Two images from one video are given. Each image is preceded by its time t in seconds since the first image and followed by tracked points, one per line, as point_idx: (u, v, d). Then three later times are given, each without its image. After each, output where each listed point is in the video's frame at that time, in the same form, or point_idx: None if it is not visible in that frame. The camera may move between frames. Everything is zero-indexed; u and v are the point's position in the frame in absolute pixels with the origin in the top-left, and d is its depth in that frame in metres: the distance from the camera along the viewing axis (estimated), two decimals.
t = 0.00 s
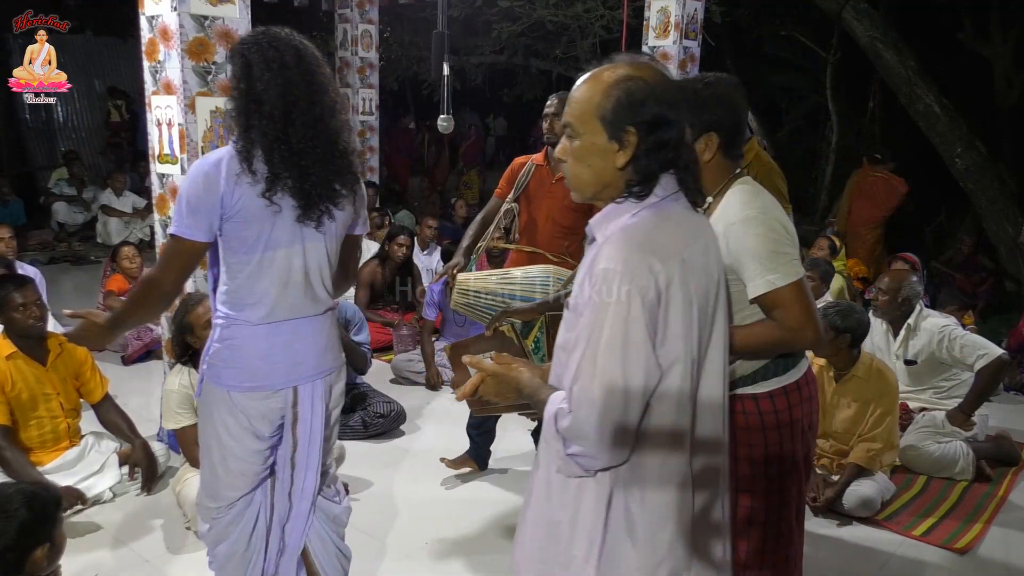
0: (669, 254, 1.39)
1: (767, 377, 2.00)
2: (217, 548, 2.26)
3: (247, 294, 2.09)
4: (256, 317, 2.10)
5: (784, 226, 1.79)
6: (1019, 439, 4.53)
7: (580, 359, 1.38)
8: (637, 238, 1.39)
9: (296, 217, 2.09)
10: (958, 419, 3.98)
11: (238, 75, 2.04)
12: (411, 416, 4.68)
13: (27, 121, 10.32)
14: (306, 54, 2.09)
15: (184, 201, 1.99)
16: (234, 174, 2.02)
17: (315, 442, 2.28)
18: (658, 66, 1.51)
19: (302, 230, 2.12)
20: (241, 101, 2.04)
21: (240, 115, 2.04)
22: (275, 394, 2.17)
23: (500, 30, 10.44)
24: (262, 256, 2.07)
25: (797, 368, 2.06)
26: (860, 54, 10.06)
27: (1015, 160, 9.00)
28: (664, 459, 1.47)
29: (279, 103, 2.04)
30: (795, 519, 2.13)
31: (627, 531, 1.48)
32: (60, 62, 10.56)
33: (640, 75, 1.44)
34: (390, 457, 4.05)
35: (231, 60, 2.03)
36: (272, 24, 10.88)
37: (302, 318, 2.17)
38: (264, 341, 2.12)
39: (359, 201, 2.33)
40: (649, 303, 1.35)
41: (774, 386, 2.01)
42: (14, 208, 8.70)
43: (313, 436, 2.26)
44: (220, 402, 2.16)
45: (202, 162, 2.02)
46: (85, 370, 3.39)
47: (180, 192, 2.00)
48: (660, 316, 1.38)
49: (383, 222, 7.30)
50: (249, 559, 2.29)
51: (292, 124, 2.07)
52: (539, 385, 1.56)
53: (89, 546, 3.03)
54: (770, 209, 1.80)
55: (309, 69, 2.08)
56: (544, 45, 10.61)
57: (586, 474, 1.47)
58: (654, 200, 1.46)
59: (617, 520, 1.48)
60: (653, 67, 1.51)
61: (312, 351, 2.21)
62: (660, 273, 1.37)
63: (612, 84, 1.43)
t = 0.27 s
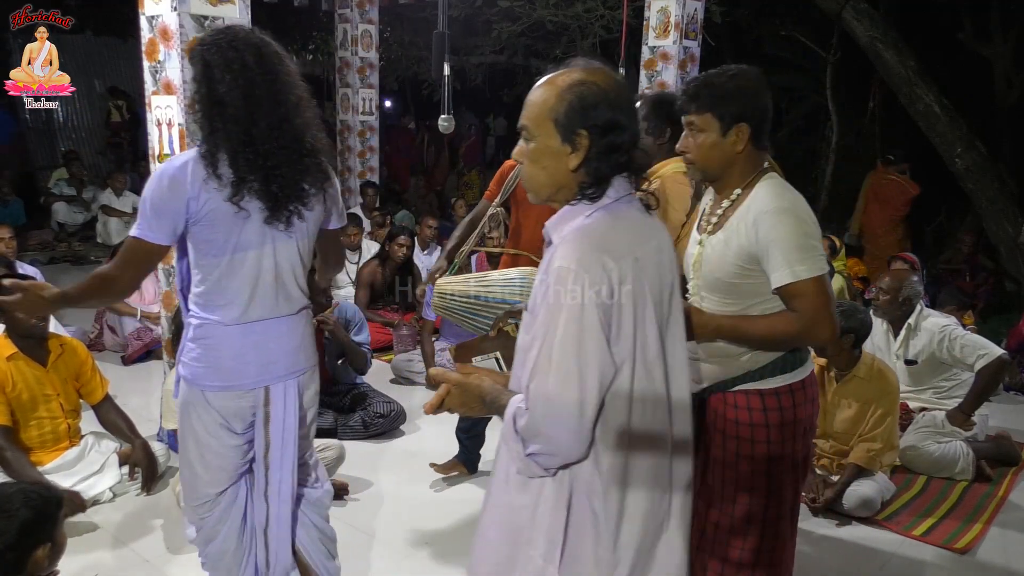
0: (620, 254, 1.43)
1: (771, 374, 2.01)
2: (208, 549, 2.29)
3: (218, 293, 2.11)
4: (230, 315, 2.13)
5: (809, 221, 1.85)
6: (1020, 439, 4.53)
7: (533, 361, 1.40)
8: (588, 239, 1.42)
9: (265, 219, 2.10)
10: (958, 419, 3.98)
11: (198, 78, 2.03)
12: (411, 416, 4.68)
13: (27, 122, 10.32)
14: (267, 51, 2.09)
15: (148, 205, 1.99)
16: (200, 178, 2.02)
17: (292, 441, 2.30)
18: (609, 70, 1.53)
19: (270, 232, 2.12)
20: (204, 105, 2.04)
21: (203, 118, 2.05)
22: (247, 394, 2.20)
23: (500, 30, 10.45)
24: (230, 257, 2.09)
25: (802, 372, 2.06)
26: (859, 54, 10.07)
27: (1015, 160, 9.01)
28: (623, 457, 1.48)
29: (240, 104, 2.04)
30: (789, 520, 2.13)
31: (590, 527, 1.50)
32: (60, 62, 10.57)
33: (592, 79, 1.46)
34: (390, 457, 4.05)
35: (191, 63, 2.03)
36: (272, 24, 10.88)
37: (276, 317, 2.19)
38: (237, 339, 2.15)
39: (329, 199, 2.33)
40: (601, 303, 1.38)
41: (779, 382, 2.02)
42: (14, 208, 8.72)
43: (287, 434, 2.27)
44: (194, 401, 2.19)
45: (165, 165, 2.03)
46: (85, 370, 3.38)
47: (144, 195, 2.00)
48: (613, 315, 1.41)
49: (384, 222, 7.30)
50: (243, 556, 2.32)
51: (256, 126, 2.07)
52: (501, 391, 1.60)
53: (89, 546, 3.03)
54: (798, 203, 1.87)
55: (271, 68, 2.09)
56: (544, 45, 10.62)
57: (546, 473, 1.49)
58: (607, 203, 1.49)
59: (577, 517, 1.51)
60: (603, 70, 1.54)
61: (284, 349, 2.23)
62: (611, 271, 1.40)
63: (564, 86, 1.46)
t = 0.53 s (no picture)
0: (576, 237, 1.49)
1: (781, 373, 2.01)
2: (198, 547, 2.30)
3: (202, 299, 2.12)
4: (214, 320, 2.14)
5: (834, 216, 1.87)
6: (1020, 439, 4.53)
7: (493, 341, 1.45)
8: (545, 223, 1.48)
9: (239, 227, 2.09)
10: (957, 419, 3.98)
11: (160, 91, 2.00)
12: (412, 416, 4.68)
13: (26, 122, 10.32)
14: (227, 55, 2.04)
15: (121, 218, 2.00)
16: (171, 192, 2.01)
17: (277, 440, 2.32)
18: (566, 69, 1.59)
19: (248, 237, 2.12)
20: (169, 119, 2.01)
21: (171, 130, 2.02)
22: (231, 398, 2.20)
23: (500, 30, 10.45)
24: (210, 265, 2.09)
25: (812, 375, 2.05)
26: (859, 54, 10.08)
27: (1015, 160, 9.00)
28: (579, 431, 1.55)
29: (202, 114, 2.00)
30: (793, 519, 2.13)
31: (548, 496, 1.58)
32: (60, 62, 10.58)
33: (550, 75, 1.53)
34: (390, 457, 4.05)
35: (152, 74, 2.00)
36: (272, 24, 10.87)
37: (260, 321, 2.20)
38: (221, 345, 2.15)
39: (306, 197, 2.32)
40: (557, 281, 1.45)
41: (790, 381, 2.01)
42: (14, 208, 8.75)
43: (272, 434, 2.30)
44: (180, 405, 2.19)
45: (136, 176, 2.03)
46: (86, 371, 3.39)
47: (117, 208, 2.01)
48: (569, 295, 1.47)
49: (384, 223, 7.31)
50: (234, 553, 2.33)
51: (222, 134, 2.04)
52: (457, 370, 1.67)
53: (89, 546, 3.03)
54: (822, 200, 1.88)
55: (233, 73, 2.04)
56: (544, 45, 10.63)
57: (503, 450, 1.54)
58: (564, 191, 1.55)
59: (536, 491, 1.58)
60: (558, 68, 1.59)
61: (271, 352, 2.24)
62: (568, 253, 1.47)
63: (524, 80, 1.52)
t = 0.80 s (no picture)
0: (532, 218, 1.67)
1: (782, 379, 2.01)
2: (188, 549, 2.30)
3: (199, 310, 2.12)
4: (212, 328, 2.14)
5: (839, 224, 1.85)
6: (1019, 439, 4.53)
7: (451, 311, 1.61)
8: (503, 205, 1.65)
9: (232, 240, 2.08)
10: (957, 419, 3.97)
11: (143, 112, 2.00)
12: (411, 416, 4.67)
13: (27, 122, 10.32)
14: (206, 70, 2.03)
15: (111, 234, 2.00)
16: (161, 211, 2.00)
17: (272, 445, 2.32)
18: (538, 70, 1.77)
19: (240, 250, 2.11)
20: (152, 141, 2.01)
21: (155, 151, 2.02)
22: (229, 406, 2.20)
23: (500, 30, 10.45)
24: (205, 276, 2.09)
25: (811, 384, 2.07)
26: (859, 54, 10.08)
27: (1015, 160, 9.00)
28: (526, 395, 1.73)
29: (183, 133, 2.00)
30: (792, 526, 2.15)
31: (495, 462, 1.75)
32: (60, 62, 10.57)
33: (526, 71, 1.72)
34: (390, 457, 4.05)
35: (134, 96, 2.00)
36: (272, 23, 10.86)
37: (256, 329, 2.20)
38: (220, 353, 2.15)
39: (295, 204, 2.31)
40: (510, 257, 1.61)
41: (790, 389, 2.02)
42: (14, 208, 8.74)
43: (268, 440, 2.30)
44: (176, 412, 2.19)
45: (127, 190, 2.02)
46: (85, 372, 3.40)
47: (105, 226, 2.01)
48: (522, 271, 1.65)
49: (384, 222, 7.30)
50: (225, 555, 2.33)
51: (206, 151, 2.03)
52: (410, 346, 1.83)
53: (89, 546, 3.03)
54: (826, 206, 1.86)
55: (214, 88, 2.03)
56: (544, 45, 10.64)
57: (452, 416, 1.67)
58: (531, 177, 1.74)
59: (487, 456, 1.74)
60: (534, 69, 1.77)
61: (268, 359, 2.24)
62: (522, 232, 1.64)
63: (497, 75, 1.71)
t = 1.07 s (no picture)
0: (497, 217, 1.80)
1: (772, 396, 1.94)
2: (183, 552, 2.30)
3: (200, 320, 2.12)
4: (214, 336, 2.14)
5: (824, 234, 1.71)
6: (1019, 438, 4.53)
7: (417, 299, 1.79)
8: (470, 202, 1.80)
9: (234, 252, 2.08)
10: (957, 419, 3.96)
11: (144, 129, 1.99)
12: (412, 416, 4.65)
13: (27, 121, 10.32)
14: (206, 88, 2.02)
15: (115, 246, 1.98)
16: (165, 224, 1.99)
17: (272, 452, 2.33)
18: (522, 74, 1.91)
19: (243, 262, 2.12)
20: (153, 158, 2.00)
21: (156, 166, 2.00)
22: (228, 412, 2.21)
23: (500, 30, 10.45)
24: (208, 287, 2.09)
25: (804, 399, 1.98)
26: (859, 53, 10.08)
27: (1015, 160, 9.00)
28: (483, 382, 1.86)
29: (185, 151, 1.99)
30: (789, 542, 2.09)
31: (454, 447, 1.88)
32: (60, 62, 10.58)
33: (508, 74, 1.87)
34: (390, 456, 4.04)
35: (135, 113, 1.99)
36: (272, 23, 10.86)
37: (255, 337, 2.20)
38: (221, 360, 2.16)
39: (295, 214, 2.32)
40: (468, 253, 1.76)
41: (781, 405, 1.94)
42: (14, 208, 8.75)
43: (269, 449, 2.31)
44: (174, 418, 2.18)
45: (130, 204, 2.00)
46: (84, 372, 3.42)
47: (109, 238, 1.98)
48: (481, 267, 1.79)
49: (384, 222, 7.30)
50: (221, 558, 2.34)
51: (207, 168, 2.03)
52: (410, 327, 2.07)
53: (90, 545, 3.04)
54: (809, 214, 1.73)
55: (214, 106, 2.03)
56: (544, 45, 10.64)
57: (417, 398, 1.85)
58: (508, 173, 1.88)
59: (448, 441, 1.88)
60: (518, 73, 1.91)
61: (268, 368, 2.25)
62: (486, 229, 1.78)
63: (479, 76, 1.86)
